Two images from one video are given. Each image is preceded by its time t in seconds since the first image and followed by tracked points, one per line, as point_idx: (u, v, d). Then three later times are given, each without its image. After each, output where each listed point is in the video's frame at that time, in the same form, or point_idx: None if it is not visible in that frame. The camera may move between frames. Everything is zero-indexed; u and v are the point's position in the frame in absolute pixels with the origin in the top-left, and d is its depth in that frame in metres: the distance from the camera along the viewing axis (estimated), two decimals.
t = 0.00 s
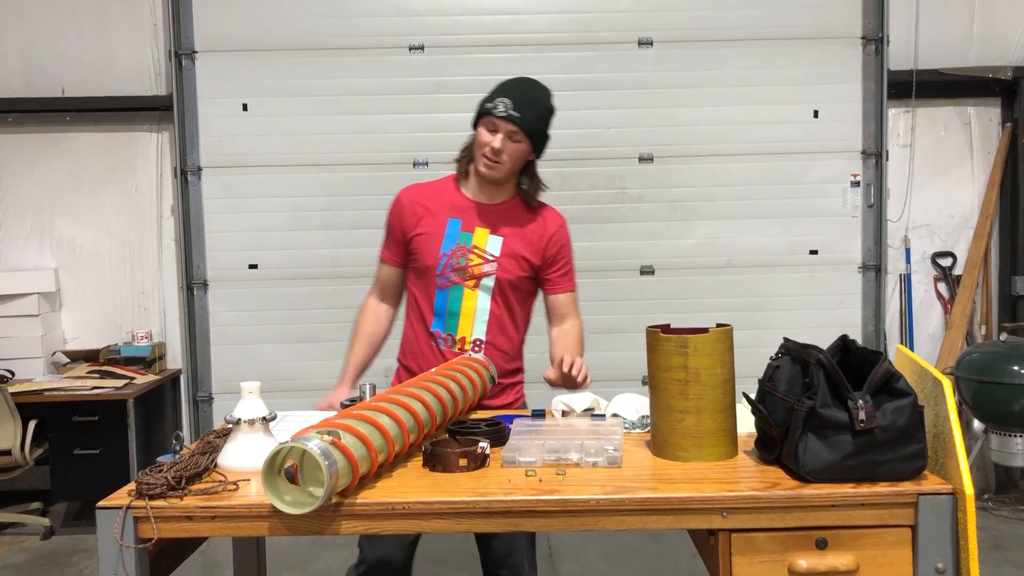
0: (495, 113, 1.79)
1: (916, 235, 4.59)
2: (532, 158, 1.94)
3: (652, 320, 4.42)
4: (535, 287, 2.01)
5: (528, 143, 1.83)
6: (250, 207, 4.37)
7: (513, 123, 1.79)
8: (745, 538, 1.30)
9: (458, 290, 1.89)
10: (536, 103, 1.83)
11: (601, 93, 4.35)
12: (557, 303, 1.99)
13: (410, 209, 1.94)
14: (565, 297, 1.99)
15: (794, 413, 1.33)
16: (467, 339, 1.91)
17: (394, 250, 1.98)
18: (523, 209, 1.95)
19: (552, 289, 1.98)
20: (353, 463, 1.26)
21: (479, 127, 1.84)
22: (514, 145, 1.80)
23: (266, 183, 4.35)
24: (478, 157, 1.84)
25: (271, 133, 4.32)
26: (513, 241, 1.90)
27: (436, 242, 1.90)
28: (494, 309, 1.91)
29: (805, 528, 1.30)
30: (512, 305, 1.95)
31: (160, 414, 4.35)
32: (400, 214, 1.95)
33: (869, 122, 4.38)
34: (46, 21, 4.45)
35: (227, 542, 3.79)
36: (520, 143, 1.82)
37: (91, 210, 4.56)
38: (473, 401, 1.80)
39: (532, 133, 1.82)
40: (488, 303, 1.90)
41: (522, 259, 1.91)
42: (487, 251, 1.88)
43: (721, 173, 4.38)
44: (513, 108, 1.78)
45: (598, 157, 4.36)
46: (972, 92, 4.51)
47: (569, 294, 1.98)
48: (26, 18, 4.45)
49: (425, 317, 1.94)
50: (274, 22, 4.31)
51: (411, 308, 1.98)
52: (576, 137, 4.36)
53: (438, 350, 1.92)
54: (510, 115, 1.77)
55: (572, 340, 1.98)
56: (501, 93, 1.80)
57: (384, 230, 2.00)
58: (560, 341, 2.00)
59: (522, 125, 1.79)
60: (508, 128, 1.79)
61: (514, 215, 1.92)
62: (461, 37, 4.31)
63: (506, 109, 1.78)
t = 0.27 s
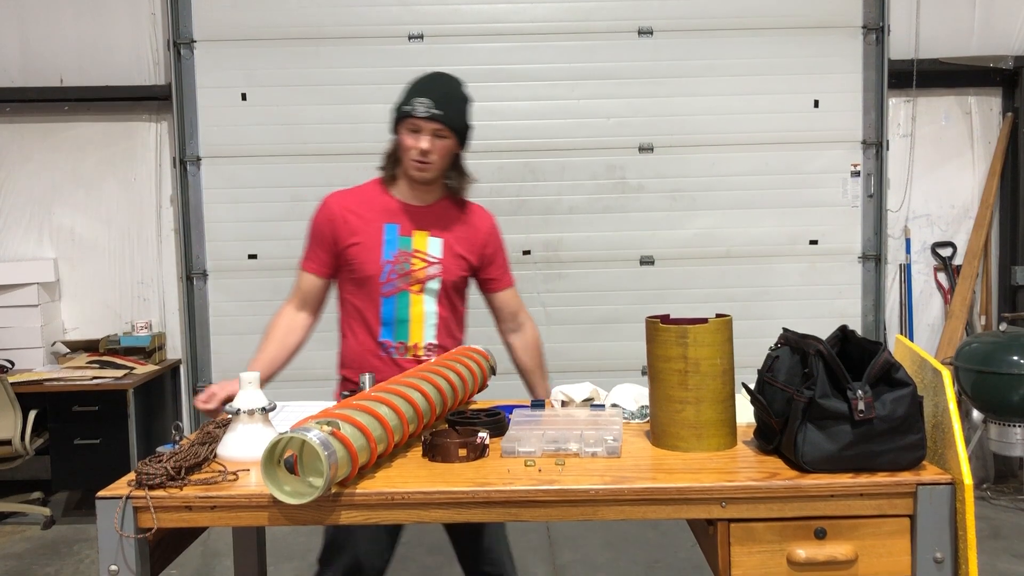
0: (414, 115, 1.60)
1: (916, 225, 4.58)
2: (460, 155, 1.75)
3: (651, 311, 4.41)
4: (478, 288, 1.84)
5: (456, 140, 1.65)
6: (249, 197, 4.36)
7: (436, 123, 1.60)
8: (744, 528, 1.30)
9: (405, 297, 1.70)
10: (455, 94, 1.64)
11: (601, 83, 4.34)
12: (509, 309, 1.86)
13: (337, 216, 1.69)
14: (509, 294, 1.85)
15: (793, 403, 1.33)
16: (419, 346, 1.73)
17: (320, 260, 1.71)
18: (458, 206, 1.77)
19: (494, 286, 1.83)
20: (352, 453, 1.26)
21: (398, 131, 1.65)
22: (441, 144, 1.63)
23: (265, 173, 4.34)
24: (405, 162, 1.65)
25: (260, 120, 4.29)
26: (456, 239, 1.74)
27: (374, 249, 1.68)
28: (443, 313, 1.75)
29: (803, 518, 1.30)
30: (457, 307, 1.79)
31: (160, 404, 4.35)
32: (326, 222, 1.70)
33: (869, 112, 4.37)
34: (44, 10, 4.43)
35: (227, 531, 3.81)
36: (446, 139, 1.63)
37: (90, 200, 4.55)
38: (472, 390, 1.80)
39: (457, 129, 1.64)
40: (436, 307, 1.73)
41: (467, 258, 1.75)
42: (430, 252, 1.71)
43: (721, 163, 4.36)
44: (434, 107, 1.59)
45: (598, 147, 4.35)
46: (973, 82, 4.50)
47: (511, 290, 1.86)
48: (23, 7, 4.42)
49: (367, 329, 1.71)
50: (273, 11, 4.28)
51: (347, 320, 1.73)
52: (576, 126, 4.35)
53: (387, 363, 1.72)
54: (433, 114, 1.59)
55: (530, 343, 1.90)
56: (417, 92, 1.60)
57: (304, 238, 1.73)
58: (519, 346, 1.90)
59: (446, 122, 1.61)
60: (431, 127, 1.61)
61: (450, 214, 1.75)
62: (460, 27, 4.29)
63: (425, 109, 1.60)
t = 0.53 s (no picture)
0: (327, 110, 1.65)
1: (917, 219, 4.57)
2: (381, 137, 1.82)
3: (651, 304, 4.41)
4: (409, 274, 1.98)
5: (374, 122, 1.72)
6: (249, 190, 4.35)
7: (351, 111, 1.66)
8: (744, 522, 1.30)
9: (355, 292, 1.80)
10: (365, 79, 1.69)
11: (602, 76, 4.32)
12: (425, 293, 2.01)
13: (279, 220, 1.76)
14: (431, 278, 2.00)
15: (793, 398, 1.33)
16: (373, 338, 1.83)
17: (266, 264, 1.78)
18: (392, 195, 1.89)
19: (423, 272, 1.98)
20: (353, 447, 1.26)
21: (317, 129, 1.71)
22: (361, 130, 1.69)
23: (265, 166, 4.33)
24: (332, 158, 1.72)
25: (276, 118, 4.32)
26: (396, 229, 1.86)
27: (322, 247, 1.78)
28: (393, 303, 1.86)
29: (804, 512, 1.31)
30: (403, 295, 1.90)
31: (160, 397, 4.35)
32: (268, 227, 1.76)
33: (870, 106, 4.36)
34: (43, 3, 4.41)
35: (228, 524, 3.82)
36: (366, 126, 1.70)
37: (89, 193, 4.54)
38: (472, 384, 1.80)
39: (373, 112, 1.70)
40: (386, 299, 1.84)
41: (408, 246, 1.88)
42: (375, 244, 1.83)
43: (721, 156, 4.36)
44: (345, 97, 1.65)
45: (598, 141, 4.34)
46: (974, 76, 4.48)
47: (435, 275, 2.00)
48: None
49: (319, 326, 1.80)
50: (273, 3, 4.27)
51: (296, 319, 1.82)
52: (577, 120, 4.34)
53: (342, 357, 1.81)
54: (345, 105, 1.64)
55: (436, 325, 2.07)
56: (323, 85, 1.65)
57: (244, 246, 1.79)
58: (426, 327, 2.07)
59: (360, 109, 1.67)
60: (346, 117, 1.67)
61: (384, 204, 1.86)
62: (461, 20, 4.28)
63: (336, 102, 1.65)
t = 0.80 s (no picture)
0: (300, 108, 1.72)
1: (918, 218, 4.57)
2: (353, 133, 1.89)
3: (652, 303, 4.41)
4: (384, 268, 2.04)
5: (346, 118, 1.79)
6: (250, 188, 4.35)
7: (325, 108, 1.74)
8: (744, 520, 1.30)
9: (334, 287, 1.87)
10: (336, 76, 1.77)
11: (603, 74, 4.32)
12: (399, 286, 2.07)
13: (257, 218, 1.80)
14: (406, 269, 2.06)
15: (794, 396, 1.33)
16: (354, 332, 1.90)
17: (246, 263, 1.81)
18: (364, 189, 1.95)
19: (397, 264, 2.04)
20: (353, 444, 1.26)
21: (291, 128, 1.77)
22: (335, 127, 1.76)
23: (266, 163, 4.33)
24: (307, 155, 1.78)
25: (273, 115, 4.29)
26: (370, 223, 1.92)
27: (300, 244, 1.83)
28: (371, 297, 1.93)
29: (804, 510, 1.31)
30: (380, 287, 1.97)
31: (161, 395, 4.35)
32: (247, 225, 1.79)
33: (872, 104, 4.36)
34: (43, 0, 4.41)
35: (228, 522, 3.82)
36: (338, 121, 1.78)
37: (90, 190, 4.54)
38: (473, 381, 1.81)
39: (345, 108, 1.77)
40: (365, 293, 1.91)
41: (383, 239, 1.95)
42: (352, 239, 1.89)
43: (723, 155, 4.36)
44: (317, 95, 1.72)
45: (600, 139, 4.34)
46: (975, 74, 4.48)
47: (409, 266, 2.07)
48: None
49: (302, 322, 1.86)
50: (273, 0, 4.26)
51: (277, 317, 1.86)
52: (578, 118, 4.33)
53: (325, 351, 1.88)
54: (318, 102, 1.71)
55: (415, 321, 2.10)
56: (295, 85, 1.72)
57: (222, 246, 1.81)
58: (405, 322, 2.10)
59: (333, 105, 1.74)
60: (319, 115, 1.74)
61: (357, 199, 1.92)
62: (462, 18, 4.27)
63: (309, 99, 1.72)
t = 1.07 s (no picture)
0: (297, 110, 1.72)
1: (918, 219, 4.57)
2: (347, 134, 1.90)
3: (653, 304, 4.41)
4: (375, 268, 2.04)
5: (342, 120, 1.80)
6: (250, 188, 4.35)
7: (321, 110, 1.74)
8: (744, 521, 1.31)
9: (327, 285, 1.87)
10: (332, 78, 1.77)
11: (604, 75, 4.32)
12: (391, 279, 2.05)
13: (249, 214, 1.80)
14: (398, 270, 2.06)
15: (794, 397, 1.33)
16: (346, 331, 1.90)
17: (240, 258, 1.82)
18: (358, 189, 1.95)
19: (391, 264, 2.04)
20: (354, 445, 1.26)
21: (286, 129, 1.77)
22: (331, 129, 1.77)
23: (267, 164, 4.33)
24: (303, 157, 1.79)
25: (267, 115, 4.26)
26: (363, 222, 1.92)
27: (292, 241, 1.83)
28: (365, 295, 1.93)
29: (804, 511, 1.31)
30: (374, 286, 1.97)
31: (161, 395, 4.35)
32: (241, 222, 1.80)
33: (873, 106, 4.36)
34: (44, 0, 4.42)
35: (228, 522, 3.82)
36: (334, 122, 1.78)
37: (91, 191, 4.55)
38: (474, 382, 1.81)
39: (341, 111, 1.78)
40: (358, 291, 1.91)
41: (376, 238, 1.95)
42: (345, 237, 1.88)
43: (723, 156, 4.36)
44: (314, 97, 1.72)
45: (600, 140, 4.34)
46: (976, 76, 4.48)
47: (401, 267, 2.07)
48: None
49: (296, 318, 1.86)
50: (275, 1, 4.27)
51: (271, 313, 1.86)
52: (578, 119, 4.34)
53: (317, 349, 1.88)
54: (315, 105, 1.72)
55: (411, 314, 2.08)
56: (293, 86, 1.72)
57: (216, 241, 1.81)
58: (402, 317, 2.08)
59: (330, 108, 1.74)
60: (316, 117, 1.75)
61: (350, 197, 1.92)
62: (463, 19, 4.28)
63: (306, 102, 1.72)
